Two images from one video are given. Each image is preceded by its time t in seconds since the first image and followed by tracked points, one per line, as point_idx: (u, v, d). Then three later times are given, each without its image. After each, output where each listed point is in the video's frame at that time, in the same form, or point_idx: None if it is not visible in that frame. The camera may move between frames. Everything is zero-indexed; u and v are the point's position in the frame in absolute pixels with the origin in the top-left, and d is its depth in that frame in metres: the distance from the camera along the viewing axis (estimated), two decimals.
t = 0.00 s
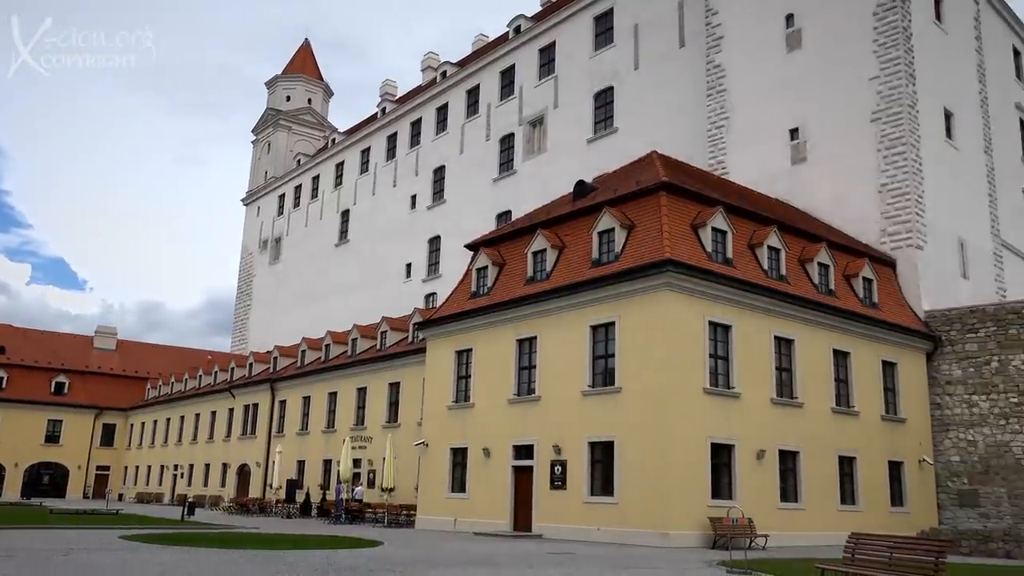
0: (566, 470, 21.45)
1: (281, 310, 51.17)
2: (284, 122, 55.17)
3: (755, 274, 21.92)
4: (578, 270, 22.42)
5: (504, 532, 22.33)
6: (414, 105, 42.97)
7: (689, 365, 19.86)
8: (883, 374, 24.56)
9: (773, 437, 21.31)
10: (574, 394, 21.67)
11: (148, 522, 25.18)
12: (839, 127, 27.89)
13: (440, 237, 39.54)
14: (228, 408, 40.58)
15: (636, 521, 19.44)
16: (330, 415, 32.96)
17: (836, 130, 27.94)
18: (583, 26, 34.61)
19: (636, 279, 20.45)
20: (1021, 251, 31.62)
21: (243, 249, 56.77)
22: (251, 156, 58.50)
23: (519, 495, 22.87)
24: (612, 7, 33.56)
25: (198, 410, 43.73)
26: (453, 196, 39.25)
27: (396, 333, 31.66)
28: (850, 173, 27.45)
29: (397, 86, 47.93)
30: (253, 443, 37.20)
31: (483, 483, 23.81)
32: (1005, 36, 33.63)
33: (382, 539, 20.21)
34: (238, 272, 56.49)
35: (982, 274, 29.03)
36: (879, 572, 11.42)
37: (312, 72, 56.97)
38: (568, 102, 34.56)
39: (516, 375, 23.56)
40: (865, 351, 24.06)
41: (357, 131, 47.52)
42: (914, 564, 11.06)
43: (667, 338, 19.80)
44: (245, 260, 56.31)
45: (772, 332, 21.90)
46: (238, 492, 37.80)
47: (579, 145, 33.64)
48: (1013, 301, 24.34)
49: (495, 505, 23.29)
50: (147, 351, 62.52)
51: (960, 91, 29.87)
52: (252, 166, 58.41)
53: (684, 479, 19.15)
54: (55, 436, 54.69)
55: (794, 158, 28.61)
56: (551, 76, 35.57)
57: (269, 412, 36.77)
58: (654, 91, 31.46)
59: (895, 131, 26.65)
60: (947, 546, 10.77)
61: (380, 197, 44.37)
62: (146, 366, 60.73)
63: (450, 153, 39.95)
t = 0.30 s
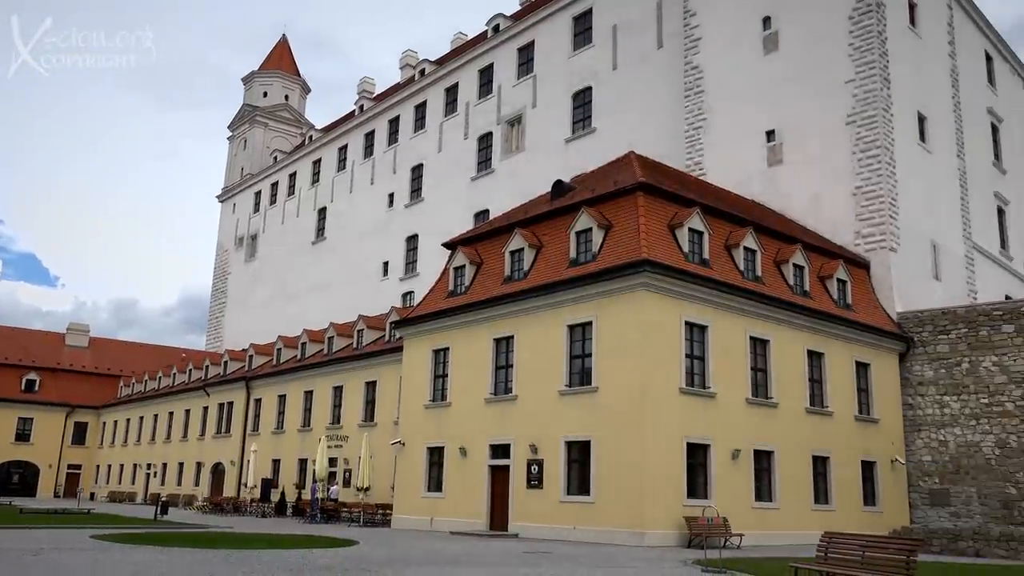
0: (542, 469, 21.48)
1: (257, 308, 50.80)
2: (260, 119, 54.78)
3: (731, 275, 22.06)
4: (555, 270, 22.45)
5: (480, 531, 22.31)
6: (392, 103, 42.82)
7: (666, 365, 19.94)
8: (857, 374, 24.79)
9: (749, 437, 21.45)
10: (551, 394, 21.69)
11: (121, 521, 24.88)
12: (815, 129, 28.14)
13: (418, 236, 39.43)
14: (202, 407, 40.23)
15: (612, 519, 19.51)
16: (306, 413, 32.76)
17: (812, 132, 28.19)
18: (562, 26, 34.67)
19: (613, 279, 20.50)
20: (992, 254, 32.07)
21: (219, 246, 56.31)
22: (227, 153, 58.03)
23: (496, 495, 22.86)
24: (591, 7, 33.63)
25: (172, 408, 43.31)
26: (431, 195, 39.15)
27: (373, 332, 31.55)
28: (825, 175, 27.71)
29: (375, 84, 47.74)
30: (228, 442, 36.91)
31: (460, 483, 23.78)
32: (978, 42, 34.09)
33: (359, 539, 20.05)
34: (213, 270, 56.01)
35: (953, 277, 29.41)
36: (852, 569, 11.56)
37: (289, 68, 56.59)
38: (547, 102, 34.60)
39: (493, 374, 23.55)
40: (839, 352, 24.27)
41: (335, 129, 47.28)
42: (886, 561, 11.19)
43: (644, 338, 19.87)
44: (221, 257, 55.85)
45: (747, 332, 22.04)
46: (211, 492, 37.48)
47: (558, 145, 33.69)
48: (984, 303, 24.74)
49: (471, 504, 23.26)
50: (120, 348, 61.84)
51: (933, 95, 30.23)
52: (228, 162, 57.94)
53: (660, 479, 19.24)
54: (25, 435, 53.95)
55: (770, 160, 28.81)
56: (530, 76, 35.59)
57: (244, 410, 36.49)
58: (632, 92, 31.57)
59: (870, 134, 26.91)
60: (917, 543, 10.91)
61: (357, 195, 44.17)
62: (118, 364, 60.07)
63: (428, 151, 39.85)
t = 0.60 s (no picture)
0: (519, 469, 21.49)
1: (233, 306, 50.43)
2: (238, 115, 54.39)
3: (708, 275, 22.19)
4: (533, 269, 22.47)
5: (456, 530, 22.28)
6: (371, 101, 42.67)
7: (642, 364, 20.03)
8: (831, 375, 25.01)
9: (724, 437, 21.57)
10: (528, 393, 21.71)
11: (93, 521, 24.59)
12: (791, 132, 28.37)
13: (396, 234, 39.31)
14: (176, 405, 39.89)
15: (588, 518, 19.56)
16: (282, 412, 32.57)
17: (788, 134, 28.42)
18: (542, 26, 34.73)
19: (591, 279, 20.56)
20: (964, 257, 32.46)
21: (194, 243, 55.86)
22: (204, 149, 57.56)
23: (472, 494, 22.83)
24: (571, 7, 33.71)
25: (146, 407, 42.90)
26: (409, 194, 39.05)
27: (350, 330, 31.43)
28: (801, 178, 27.94)
29: (354, 82, 47.54)
30: (202, 441, 36.61)
31: (436, 482, 23.75)
32: (952, 47, 34.51)
33: (334, 539, 19.92)
34: (189, 268, 55.55)
35: (926, 279, 29.74)
36: (825, 568, 11.64)
37: (267, 65, 56.21)
38: (526, 101, 34.63)
39: (470, 374, 23.52)
40: (813, 353, 24.47)
41: (313, 126, 47.03)
42: (859, 561, 11.26)
43: (620, 338, 19.94)
44: (196, 254, 55.41)
45: (724, 333, 22.18)
46: (185, 491, 37.16)
47: (537, 145, 33.75)
48: (956, 305, 25.05)
49: (448, 504, 23.21)
50: (93, 346, 61.18)
51: (908, 99, 30.55)
52: (204, 159, 57.48)
53: (636, 478, 19.32)
54: None
55: (747, 162, 29.01)
56: (509, 75, 35.61)
57: (219, 409, 36.22)
58: (612, 93, 31.70)
59: (846, 137, 27.15)
60: (889, 542, 11.01)
61: (335, 193, 43.98)
62: (90, 362, 59.43)
63: (406, 150, 39.75)
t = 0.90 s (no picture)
0: (496, 469, 21.49)
1: (208, 305, 49.98)
2: (214, 112, 53.90)
3: (685, 277, 22.31)
4: (511, 270, 22.47)
5: (433, 531, 22.23)
6: (350, 99, 42.46)
7: (620, 364, 20.09)
8: (806, 376, 25.22)
9: (700, 438, 21.69)
10: (506, 393, 21.71)
11: (64, 521, 24.29)
12: (769, 135, 28.59)
13: (374, 234, 39.15)
14: (150, 405, 39.47)
15: (565, 518, 19.60)
16: (258, 412, 32.33)
17: (765, 137, 28.63)
18: (522, 26, 34.76)
19: (569, 280, 20.59)
20: (937, 260, 32.88)
21: (169, 241, 55.31)
22: (179, 146, 56.98)
23: (449, 495, 22.79)
24: (551, 8, 33.78)
25: (119, 406, 42.42)
26: (388, 192, 38.92)
27: (328, 330, 31.27)
28: (778, 181, 28.17)
29: (333, 79, 47.29)
30: (176, 441, 36.25)
31: (413, 482, 23.69)
32: (927, 53, 34.91)
33: (309, 540, 19.81)
34: (164, 265, 54.99)
35: (900, 282, 30.08)
36: (798, 566, 11.78)
37: (245, 61, 55.72)
38: (505, 101, 34.65)
39: (448, 373, 23.48)
40: (789, 354, 24.67)
41: (290, 124, 46.73)
42: (832, 561, 11.37)
43: (598, 338, 19.99)
44: (171, 252, 54.87)
45: (701, 334, 22.31)
46: (158, 492, 36.78)
47: (516, 145, 33.79)
48: (929, 307, 25.37)
49: (425, 505, 23.16)
50: (65, 345, 60.40)
51: (883, 104, 30.88)
52: (180, 155, 56.93)
53: (613, 478, 19.38)
54: None
55: (725, 165, 29.18)
56: (489, 75, 35.59)
57: (194, 409, 35.89)
58: (592, 94, 31.88)
59: (822, 141, 27.40)
60: (861, 541, 11.19)
61: (312, 192, 43.72)
62: (62, 360, 58.67)
63: (385, 149, 39.61)
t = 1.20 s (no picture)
0: (475, 470, 21.46)
1: (185, 305, 49.52)
2: (192, 110, 53.43)
3: (664, 279, 22.39)
4: (491, 271, 22.45)
5: (412, 532, 22.17)
6: (329, 98, 42.25)
7: (599, 366, 20.13)
8: (783, 378, 25.39)
9: (678, 439, 21.78)
10: (485, 394, 21.68)
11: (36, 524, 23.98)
12: (747, 138, 28.76)
13: (353, 234, 38.97)
14: (125, 405, 39.04)
15: (544, 519, 19.60)
16: (235, 413, 32.07)
17: (744, 141, 28.80)
18: (503, 27, 34.78)
19: (549, 281, 20.60)
20: (912, 264, 33.24)
21: (146, 240, 54.78)
22: (156, 144, 56.47)
23: (428, 496, 22.72)
24: (532, 9, 33.83)
25: (93, 406, 41.90)
26: (367, 192, 38.77)
27: (306, 330, 31.08)
28: (757, 184, 28.35)
29: (312, 78, 47.02)
30: (152, 442, 35.88)
31: (391, 483, 23.60)
32: (903, 59, 35.28)
33: (286, 541, 19.71)
34: (140, 264, 54.42)
35: (876, 285, 30.38)
36: (775, 567, 11.85)
37: (223, 59, 55.27)
38: (486, 102, 34.65)
39: (427, 375, 23.41)
40: (766, 356, 24.82)
41: (269, 123, 46.41)
42: (808, 561, 11.46)
43: (577, 340, 20.02)
44: (147, 251, 54.31)
45: (679, 336, 22.40)
46: (133, 493, 36.40)
47: (497, 146, 33.84)
48: (904, 310, 25.64)
49: (403, 506, 23.08)
50: (39, 344, 59.61)
51: (860, 108, 31.17)
52: (157, 154, 56.37)
53: (591, 479, 19.42)
54: None
55: (704, 167, 29.31)
56: (469, 76, 35.57)
57: (169, 410, 35.54)
58: (573, 96, 32.02)
59: (800, 145, 27.60)
60: (836, 542, 11.27)
61: (291, 191, 43.45)
62: (35, 360, 57.89)
63: (365, 148, 39.45)
